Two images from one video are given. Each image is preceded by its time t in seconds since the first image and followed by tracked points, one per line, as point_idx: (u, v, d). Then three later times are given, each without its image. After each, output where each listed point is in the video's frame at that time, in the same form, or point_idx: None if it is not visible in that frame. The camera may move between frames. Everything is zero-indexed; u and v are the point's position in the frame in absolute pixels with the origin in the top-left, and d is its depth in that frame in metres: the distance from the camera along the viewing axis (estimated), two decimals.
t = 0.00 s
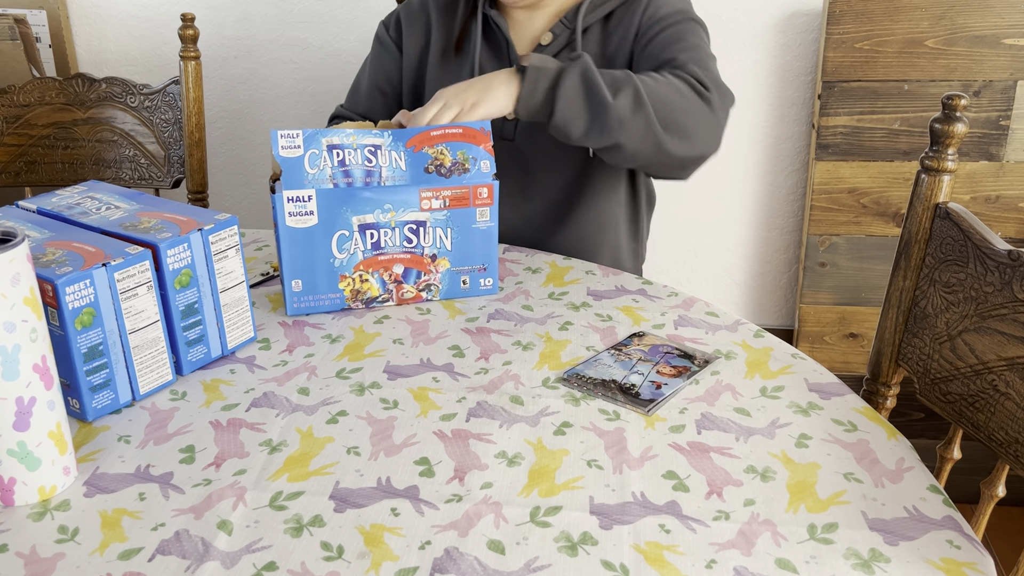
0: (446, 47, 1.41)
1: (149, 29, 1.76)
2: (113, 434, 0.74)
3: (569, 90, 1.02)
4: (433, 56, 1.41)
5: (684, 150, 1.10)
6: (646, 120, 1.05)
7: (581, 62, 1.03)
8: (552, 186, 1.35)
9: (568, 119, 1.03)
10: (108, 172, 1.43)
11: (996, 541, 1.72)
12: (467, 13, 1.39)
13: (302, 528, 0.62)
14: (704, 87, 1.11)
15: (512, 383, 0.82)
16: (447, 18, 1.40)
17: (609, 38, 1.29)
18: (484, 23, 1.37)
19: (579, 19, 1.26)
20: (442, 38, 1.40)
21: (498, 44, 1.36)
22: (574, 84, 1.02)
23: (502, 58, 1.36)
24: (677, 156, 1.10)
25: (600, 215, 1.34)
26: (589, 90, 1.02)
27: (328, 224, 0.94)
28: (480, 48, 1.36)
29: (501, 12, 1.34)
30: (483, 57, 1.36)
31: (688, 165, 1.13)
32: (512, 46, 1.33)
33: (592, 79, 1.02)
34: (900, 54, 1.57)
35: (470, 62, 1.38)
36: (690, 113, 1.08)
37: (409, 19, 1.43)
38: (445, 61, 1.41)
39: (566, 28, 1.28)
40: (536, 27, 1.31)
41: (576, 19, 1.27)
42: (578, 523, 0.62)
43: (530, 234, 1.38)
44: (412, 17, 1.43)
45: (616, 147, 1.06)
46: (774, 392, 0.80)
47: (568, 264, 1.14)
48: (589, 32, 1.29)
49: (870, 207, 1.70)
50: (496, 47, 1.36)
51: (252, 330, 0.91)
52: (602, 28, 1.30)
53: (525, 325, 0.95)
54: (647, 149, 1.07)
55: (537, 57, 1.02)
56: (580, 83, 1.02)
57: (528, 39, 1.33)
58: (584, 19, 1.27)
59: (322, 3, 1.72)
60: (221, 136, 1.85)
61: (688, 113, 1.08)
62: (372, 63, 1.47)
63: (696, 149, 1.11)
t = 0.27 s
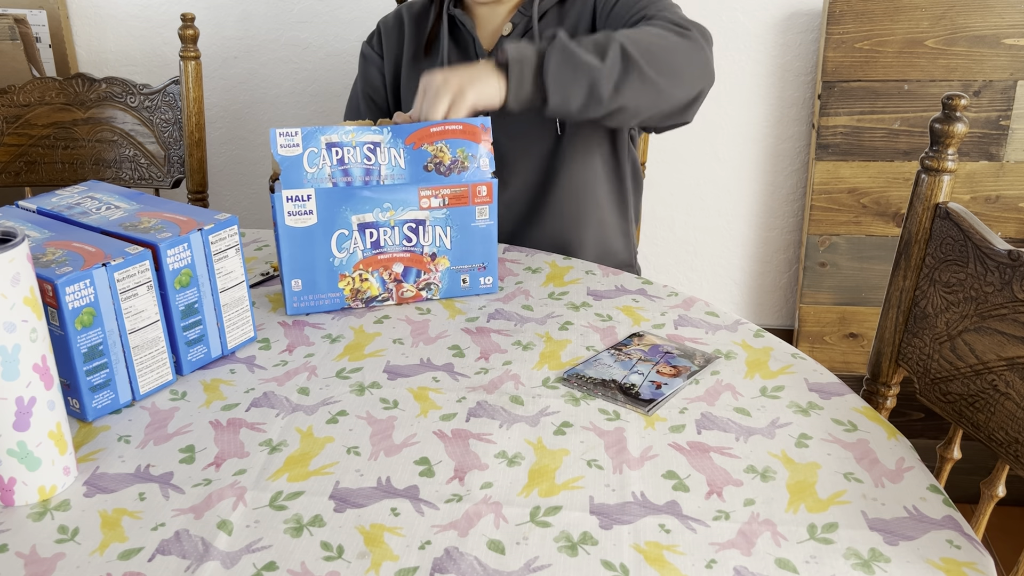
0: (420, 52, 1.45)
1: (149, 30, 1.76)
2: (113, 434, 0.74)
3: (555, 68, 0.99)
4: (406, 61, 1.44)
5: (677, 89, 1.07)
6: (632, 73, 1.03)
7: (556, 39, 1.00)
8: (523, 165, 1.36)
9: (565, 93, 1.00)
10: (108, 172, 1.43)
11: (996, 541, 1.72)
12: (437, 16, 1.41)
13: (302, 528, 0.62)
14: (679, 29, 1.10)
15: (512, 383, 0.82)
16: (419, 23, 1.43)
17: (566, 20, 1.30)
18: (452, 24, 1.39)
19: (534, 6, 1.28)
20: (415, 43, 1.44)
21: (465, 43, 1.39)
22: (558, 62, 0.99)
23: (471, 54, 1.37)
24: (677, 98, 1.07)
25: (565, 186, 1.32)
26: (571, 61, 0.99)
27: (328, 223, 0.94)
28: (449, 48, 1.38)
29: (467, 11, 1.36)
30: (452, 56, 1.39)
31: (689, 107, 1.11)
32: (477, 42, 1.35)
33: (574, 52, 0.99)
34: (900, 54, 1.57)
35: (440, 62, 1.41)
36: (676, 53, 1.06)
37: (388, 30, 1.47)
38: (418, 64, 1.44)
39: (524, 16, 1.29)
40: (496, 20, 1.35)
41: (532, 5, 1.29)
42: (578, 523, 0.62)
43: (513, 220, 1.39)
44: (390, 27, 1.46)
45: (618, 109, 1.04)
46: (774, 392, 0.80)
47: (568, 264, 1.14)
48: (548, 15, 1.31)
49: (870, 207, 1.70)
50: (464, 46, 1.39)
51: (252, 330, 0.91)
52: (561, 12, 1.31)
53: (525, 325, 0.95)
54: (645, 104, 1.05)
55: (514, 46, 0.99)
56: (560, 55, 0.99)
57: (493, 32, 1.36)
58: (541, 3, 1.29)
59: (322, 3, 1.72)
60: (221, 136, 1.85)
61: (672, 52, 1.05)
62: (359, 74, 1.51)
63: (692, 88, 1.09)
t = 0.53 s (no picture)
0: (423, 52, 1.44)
1: (149, 30, 1.76)
2: (113, 434, 0.74)
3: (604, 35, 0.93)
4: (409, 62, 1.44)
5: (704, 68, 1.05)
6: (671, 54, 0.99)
7: (605, 20, 0.93)
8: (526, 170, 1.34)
9: (618, 81, 0.95)
10: (108, 172, 1.43)
11: (996, 541, 1.72)
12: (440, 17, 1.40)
13: (302, 528, 0.62)
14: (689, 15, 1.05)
15: (512, 383, 0.82)
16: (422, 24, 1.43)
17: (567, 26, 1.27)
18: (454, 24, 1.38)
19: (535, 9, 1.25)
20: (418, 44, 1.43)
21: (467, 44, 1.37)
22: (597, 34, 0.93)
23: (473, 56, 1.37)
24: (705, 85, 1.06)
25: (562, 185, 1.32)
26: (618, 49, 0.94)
27: (329, 224, 0.94)
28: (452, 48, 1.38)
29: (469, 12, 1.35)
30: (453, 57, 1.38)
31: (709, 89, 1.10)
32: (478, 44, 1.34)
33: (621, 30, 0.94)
34: (900, 55, 1.57)
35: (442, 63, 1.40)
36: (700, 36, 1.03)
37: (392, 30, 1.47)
38: (421, 65, 1.43)
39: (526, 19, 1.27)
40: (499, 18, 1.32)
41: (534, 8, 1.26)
42: (578, 523, 0.62)
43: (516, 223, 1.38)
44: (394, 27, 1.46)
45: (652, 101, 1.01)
46: (774, 392, 0.80)
47: (568, 264, 1.14)
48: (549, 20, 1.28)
49: (870, 207, 1.70)
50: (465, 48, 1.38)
51: (252, 330, 0.91)
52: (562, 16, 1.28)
53: (525, 325, 0.95)
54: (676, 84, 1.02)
55: (559, 20, 0.91)
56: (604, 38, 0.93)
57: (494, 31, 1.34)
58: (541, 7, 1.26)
59: (322, 3, 1.72)
60: (221, 136, 1.85)
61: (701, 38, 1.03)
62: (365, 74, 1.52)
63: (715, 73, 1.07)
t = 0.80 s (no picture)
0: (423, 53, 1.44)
1: (149, 30, 1.76)
2: (113, 434, 0.74)
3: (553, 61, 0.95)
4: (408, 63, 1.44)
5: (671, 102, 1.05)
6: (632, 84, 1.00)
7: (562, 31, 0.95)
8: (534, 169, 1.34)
9: (556, 85, 0.97)
10: (108, 172, 1.42)
11: (996, 541, 1.72)
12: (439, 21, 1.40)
13: (302, 528, 0.62)
14: (690, 46, 1.06)
15: (512, 383, 0.82)
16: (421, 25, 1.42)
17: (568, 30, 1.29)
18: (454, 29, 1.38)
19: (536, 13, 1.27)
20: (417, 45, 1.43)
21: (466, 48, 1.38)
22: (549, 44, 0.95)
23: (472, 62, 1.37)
24: (666, 115, 1.06)
25: (570, 195, 1.30)
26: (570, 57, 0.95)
27: (328, 225, 0.94)
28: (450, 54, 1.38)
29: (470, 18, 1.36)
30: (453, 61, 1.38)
31: (680, 122, 1.10)
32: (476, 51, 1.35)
33: (573, 48, 0.95)
34: (900, 55, 1.57)
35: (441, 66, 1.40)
36: (680, 67, 1.02)
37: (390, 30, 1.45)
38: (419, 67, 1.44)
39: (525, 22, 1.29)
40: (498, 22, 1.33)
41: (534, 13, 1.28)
42: (578, 523, 0.62)
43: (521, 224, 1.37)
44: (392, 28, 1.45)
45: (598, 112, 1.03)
46: (774, 392, 0.80)
47: (569, 264, 1.14)
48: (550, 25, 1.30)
49: (870, 207, 1.70)
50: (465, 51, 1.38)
51: (252, 330, 0.91)
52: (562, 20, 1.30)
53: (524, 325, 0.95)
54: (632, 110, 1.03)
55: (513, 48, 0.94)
56: (559, 44, 0.95)
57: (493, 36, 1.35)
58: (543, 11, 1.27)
59: (322, 3, 1.72)
60: (221, 136, 1.85)
61: (678, 69, 1.02)
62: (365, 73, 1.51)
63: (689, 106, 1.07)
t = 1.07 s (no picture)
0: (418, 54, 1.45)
1: (149, 30, 1.76)
2: (113, 434, 0.74)
3: (493, 97, 1.03)
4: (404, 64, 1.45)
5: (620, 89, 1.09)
6: (574, 83, 1.06)
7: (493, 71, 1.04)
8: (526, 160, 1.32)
9: (511, 119, 1.04)
10: (108, 172, 1.42)
11: (996, 541, 1.72)
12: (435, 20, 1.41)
13: (302, 528, 0.62)
14: (621, 29, 1.12)
15: (512, 383, 0.82)
16: (417, 25, 1.43)
17: (551, 26, 1.31)
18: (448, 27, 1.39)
19: (521, 9, 1.29)
20: (413, 45, 1.44)
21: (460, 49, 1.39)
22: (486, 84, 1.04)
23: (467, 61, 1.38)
24: (624, 101, 1.09)
25: (562, 189, 1.30)
26: (508, 86, 1.03)
27: (327, 226, 0.94)
28: (444, 52, 1.38)
29: (463, 16, 1.36)
30: (447, 61, 1.39)
31: (642, 106, 1.13)
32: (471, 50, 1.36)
33: (510, 73, 1.04)
34: (900, 55, 1.57)
35: (435, 65, 1.41)
36: (616, 54, 1.09)
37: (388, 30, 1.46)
38: (416, 67, 1.44)
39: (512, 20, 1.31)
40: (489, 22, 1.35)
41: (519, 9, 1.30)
42: (578, 523, 0.62)
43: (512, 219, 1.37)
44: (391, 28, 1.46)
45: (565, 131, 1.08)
46: (774, 392, 0.80)
47: (568, 264, 1.14)
48: (534, 20, 1.32)
49: (870, 207, 1.70)
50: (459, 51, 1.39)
51: (252, 330, 0.91)
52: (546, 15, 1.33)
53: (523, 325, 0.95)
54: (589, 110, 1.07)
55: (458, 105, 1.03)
56: (494, 81, 1.04)
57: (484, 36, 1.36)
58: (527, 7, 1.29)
59: (322, 3, 1.72)
60: (221, 136, 1.85)
61: (614, 55, 1.08)
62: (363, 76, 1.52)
63: (640, 87, 1.11)
